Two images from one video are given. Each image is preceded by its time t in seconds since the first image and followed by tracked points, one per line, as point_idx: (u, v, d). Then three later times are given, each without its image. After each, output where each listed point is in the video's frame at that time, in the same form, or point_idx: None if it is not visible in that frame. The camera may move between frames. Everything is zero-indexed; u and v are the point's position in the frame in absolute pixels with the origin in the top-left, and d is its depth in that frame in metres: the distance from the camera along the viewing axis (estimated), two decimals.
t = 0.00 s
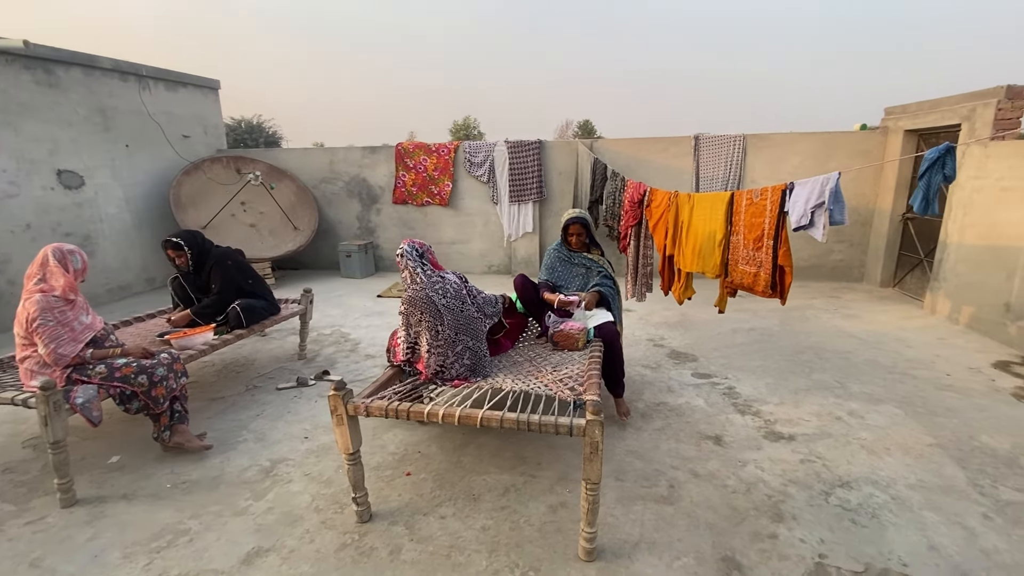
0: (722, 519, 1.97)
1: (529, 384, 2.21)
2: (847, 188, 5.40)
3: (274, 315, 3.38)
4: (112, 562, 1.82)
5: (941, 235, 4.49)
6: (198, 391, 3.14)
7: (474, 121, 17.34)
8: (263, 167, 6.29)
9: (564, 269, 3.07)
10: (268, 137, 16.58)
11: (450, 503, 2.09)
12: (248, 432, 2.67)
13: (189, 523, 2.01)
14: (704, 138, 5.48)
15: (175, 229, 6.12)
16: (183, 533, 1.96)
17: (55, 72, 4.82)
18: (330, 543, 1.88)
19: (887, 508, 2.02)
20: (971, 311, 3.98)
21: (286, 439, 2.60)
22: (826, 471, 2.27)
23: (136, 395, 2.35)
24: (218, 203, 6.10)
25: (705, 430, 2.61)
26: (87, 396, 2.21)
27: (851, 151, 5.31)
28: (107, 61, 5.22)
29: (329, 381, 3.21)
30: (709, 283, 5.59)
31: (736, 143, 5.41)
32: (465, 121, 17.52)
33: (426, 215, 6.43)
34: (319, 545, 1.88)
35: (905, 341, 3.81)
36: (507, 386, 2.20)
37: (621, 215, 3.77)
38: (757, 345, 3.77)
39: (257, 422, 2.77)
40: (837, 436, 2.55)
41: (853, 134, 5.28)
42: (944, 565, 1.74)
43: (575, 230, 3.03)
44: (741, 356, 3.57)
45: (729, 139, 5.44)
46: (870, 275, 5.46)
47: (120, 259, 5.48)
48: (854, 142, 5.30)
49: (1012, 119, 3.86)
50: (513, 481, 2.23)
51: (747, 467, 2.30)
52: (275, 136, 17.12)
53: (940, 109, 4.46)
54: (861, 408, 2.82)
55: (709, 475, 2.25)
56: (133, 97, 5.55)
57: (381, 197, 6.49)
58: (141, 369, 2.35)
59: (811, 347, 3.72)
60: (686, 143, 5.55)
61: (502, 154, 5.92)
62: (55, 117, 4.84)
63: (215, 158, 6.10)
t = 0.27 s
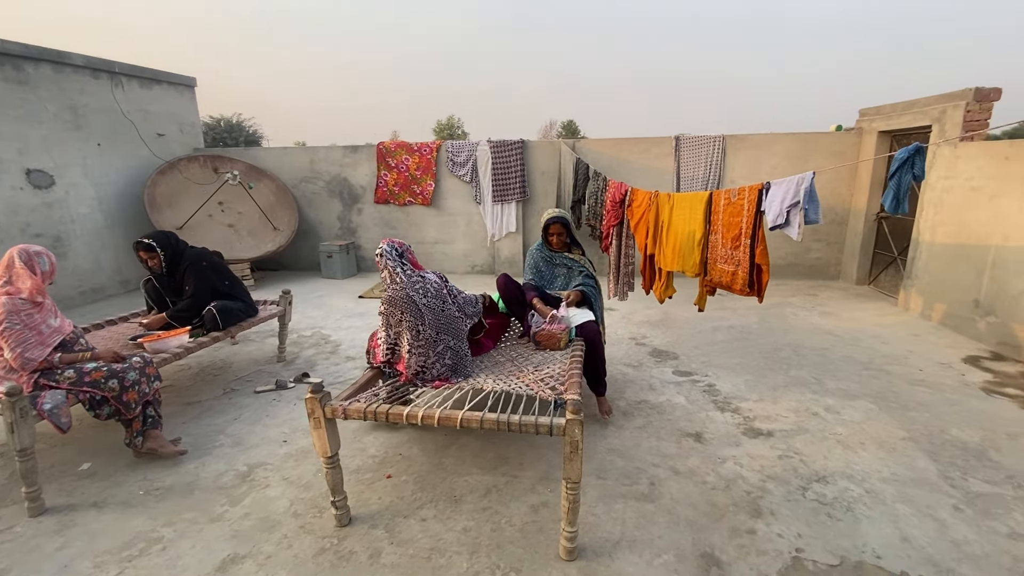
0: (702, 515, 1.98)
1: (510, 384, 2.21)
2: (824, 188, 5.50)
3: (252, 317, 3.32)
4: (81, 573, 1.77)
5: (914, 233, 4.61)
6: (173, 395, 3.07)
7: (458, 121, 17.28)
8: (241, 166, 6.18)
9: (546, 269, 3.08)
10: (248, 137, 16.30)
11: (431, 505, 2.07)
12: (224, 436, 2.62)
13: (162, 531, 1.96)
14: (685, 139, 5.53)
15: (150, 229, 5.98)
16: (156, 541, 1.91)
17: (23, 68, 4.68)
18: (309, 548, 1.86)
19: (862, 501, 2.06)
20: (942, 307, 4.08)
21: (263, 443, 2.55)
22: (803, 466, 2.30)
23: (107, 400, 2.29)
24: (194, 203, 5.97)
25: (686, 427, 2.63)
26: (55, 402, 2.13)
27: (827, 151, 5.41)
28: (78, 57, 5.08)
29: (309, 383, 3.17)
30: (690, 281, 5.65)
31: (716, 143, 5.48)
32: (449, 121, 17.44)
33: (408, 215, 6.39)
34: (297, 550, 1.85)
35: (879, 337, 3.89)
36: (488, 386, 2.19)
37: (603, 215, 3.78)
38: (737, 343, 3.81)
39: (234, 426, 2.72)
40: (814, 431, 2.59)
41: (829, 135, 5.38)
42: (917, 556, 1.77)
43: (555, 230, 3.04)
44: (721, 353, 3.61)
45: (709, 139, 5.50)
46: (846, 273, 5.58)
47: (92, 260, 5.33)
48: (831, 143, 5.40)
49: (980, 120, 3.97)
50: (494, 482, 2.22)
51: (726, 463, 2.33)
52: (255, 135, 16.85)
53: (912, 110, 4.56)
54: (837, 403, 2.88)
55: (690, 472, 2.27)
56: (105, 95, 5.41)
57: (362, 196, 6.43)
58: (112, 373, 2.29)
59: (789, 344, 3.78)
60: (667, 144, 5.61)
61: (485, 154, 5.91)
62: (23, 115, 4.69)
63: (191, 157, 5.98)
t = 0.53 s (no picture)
0: (687, 513, 2.00)
1: (496, 384, 2.20)
2: (807, 188, 5.58)
3: (235, 318, 3.27)
4: None
5: (894, 232, 4.69)
6: (153, 399, 3.01)
7: (446, 120, 17.23)
8: (225, 165, 6.09)
9: (533, 270, 3.07)
10: (232, 135, 16.06)
11: (417, 507, 2.06)
12: (207, 440, 2.57)
13: (142, 537, 1.92)
14: (671, 139, 5.57)
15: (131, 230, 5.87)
16: (135, 547, 1.87)
17: None
18: (292, 552, 1.83)
19: (844, 497, 2.09)
20: (922, 305, 4.16)
21: (247, 446, 2.51)
22: (786, 463, 2.33)
23: (84, 404, 2.23)
24: (176, 203, 5.88)
25: (672, 425, 2.65)
26: (30, 407, 2.10)
27: (810, 152, 5.48)
28: (55, 54, 4.96)
29: (293, 385, 3.13)
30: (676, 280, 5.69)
31: (701, 144, 5.52)
32: (437, 120, 17.37)
33: (395, 214, 6.35)
34: (281, 555, 1.82)
35: (861, 335, 3.95)
36: (474, 387, 2.18)
37: (590, 214, 3.79)
38: (722, 341, 3.85)
39: (216, 429, 2.68)
40: (797, 428, 2.62)
41: (812, 135, 5.46)
42: (897, 550, 1.80)
43: (542, 231, 3.04)
44: (707, 352, 3.64)
45: (694, 140, 5.54)
46: (829, 272, 5.66)
47: (71, 261, 5.22)
48: (813, 144, 5.48)
49: (957, 121, 4.05)
50: (481, 482, 2.22)
51: (711, 461, 2.35)
52: (240, 134, 16.63)
53: (892, 111, 4.64)
54: (820, 400, 2.92)
55: (675, 470, 2.28)
56: (83, 92, 5.30)
57: (348, 196, 6.37)
58: (90, 377, 2.23)
59: (773, 342, 3.83)
60: (653, 144, 5.64)
61: (472, 153, 5.89)
62: None
63: (173, 156, 5.88)
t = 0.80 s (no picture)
0: (680, 511, 2.01)
1: (490, 383, 2.20)
2: (798, 188, 5.62)
3: (226, 318, 3.25)
4: None
5: (883, 232, 4.74)
6: (143, 400, 2.98)
7: (438, 120, 17.19)
8: (215, 165, 6.05)
9: (526, 270, 3.07)
10: (223, 134, 15.91)
11: (410, 507, 2.05)
12: (197, 441, 2.55)
13: (131, 540, 1.90)
14: (663, 139, 5.60)
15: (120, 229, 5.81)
16: (125, 550, 1.85)
17: None
18: (285, 553, 1.82)
19: (834, 493, 2.11)
20: (910, 304, 4.21)
21: (238, 447, 2.50)
22: (778, 460, 2.35)
23: (72, 406, 2.20)
24: (166, 202, 5.82)
25: (664, 424, 2.67)
26: (16, 409, 2.06)
27: (800, 152, 5.53)
28: (41, 51, 4.90)
29: (285, 386, 3.11)
30: (669, 280, 5.72)
31: (693, 144, 5.55)
32: (430, 119, 17.32)
33: (388, 214, 6.32)
34: (273, 556, 1.81)
35: (850, 333, 4.00)
36: (467, 386, 2.18)
37: (583, 214, 3.79)
38: (714, 340, 3.87)
39: (207, 430, 2.66)
40: (788, 425, 2.65)
41: (802, 136, 5.50)
42: (886, 545, 1.83)
43: (536, 232, 3.04)
44: (699, 351, 3.66)
45: (687, 139, 5.57)
46: (819, 271, 5.71)
47: (58, 261, 5.15)
48: (804, 144, 5.53)
49: (944, 122, 4.10)
50: (474, 482, 2.22)
51: (703, 459, 2.36)
52: (230, 133, 16.49)
53: (880, 112, 4.69)
54: (811, 398, 2.95)
55: (668, 468, 2.29)
56: (71, 90, 5.23)
57: (341, 195, 6.34)
58: (77, 378, 2.20)
59: (764, 341, 3.86)
60: (645, 144, 5.66)
61: (464, 152, 5.88)
62: None
63: (162, 154, 5.82)
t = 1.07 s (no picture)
0: (679, 509, 2.01)
1: (490, 381, 2.20)
2: (796, 187, 5.64)
3: (225, 317, 3.24)
4: None
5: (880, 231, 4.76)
6: (141, 400, 2.98)
7: (437, 119, 17.18)
8: (213, 164, 6.04)
9: (526, 269, 3.08)
10: (220, 134, 15.87)
11: (410, 506, 2.05)
12: (196, 440, 2.55)
13: (130, 539, 1.90)
14: (662, 138, 5.61)
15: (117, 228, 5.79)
16: (124, 549, 1.85)
17: None
18: (285, 552, 1.82)
19: (833, 491, 2.12)
20: (907, 303, 4.23)
21: (238, 446, 2.49)
22: (777, 459, 2.36)
23: (70, 405, 2.19)
24: (163, 201, 5.80)
25: (664, 422, 2.67)
26: (14, 408, 2.05)
27: (799, 152, 5.55)
28: (37, 49, 4.88)
29: (284, 385, 3.11)
30: (667, 279, 5.72)
31: (692, 143, 5.56)
32: (428, 118, 17.30)
33: (386, 213, 6.32)
34: (273, 555, 1.81)
35: (848, 332, 4.01)
36: (468, 384, 2.18)
37: (581, 213, 3.79)
38: (713, 339, 3.88)
39: (206, 429, 2.65)
40: (787, 424, 2.66)
41: (800, 135, 5.52)
42: (884, 543, 1.83)
43: (535, 231, 3.04)
44: (698, 350, 3.67)
45: (685, 139, 5.58)
46: (817, 271, 5.73)
47: (54, 260, 5.13)
48: (802, 143, 5.54)
49: (942, 122, 4.12)
50: (475, 480, 2.22)
51: (703, 457, 2.37)
52: (228, 133, 16.44)
53: (878, 112, 4.71)
54: (809, 397, 2.95)
55: (668, 466, 2.30)
56: (68, 88, 5.21)
57: (339, 194, 6.33)
58: (76, 377, 2.19)
59: (763, 340, 3.87)
60: (644, 143, 5.67)
61: (463, 152, 5.88)
62: None
63: (160, 154, 5.82)
